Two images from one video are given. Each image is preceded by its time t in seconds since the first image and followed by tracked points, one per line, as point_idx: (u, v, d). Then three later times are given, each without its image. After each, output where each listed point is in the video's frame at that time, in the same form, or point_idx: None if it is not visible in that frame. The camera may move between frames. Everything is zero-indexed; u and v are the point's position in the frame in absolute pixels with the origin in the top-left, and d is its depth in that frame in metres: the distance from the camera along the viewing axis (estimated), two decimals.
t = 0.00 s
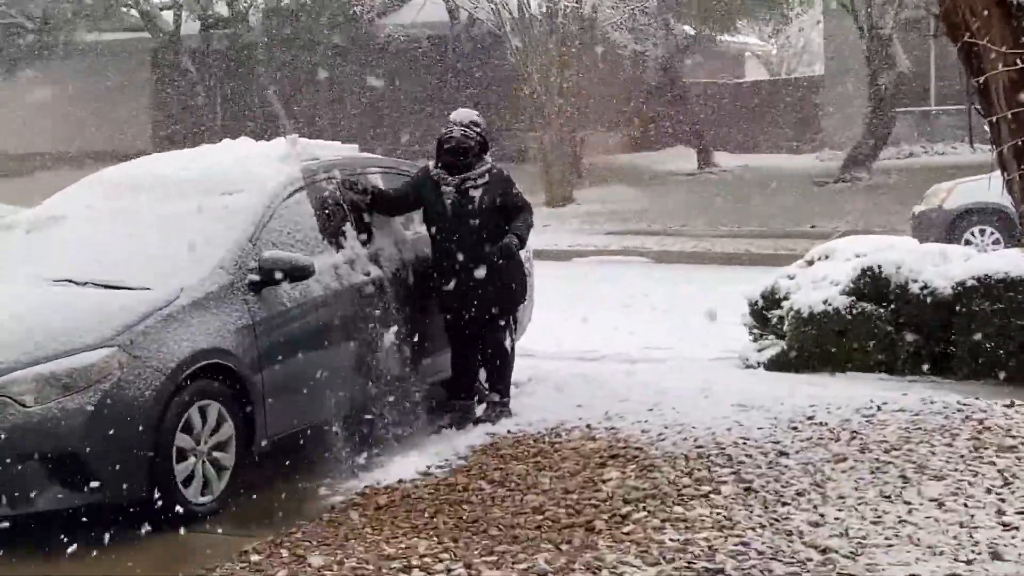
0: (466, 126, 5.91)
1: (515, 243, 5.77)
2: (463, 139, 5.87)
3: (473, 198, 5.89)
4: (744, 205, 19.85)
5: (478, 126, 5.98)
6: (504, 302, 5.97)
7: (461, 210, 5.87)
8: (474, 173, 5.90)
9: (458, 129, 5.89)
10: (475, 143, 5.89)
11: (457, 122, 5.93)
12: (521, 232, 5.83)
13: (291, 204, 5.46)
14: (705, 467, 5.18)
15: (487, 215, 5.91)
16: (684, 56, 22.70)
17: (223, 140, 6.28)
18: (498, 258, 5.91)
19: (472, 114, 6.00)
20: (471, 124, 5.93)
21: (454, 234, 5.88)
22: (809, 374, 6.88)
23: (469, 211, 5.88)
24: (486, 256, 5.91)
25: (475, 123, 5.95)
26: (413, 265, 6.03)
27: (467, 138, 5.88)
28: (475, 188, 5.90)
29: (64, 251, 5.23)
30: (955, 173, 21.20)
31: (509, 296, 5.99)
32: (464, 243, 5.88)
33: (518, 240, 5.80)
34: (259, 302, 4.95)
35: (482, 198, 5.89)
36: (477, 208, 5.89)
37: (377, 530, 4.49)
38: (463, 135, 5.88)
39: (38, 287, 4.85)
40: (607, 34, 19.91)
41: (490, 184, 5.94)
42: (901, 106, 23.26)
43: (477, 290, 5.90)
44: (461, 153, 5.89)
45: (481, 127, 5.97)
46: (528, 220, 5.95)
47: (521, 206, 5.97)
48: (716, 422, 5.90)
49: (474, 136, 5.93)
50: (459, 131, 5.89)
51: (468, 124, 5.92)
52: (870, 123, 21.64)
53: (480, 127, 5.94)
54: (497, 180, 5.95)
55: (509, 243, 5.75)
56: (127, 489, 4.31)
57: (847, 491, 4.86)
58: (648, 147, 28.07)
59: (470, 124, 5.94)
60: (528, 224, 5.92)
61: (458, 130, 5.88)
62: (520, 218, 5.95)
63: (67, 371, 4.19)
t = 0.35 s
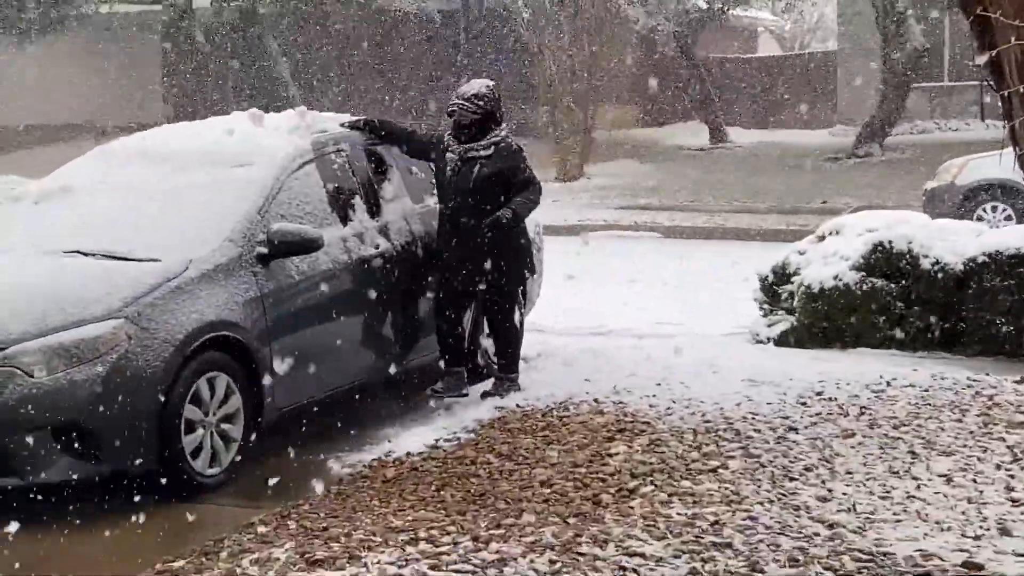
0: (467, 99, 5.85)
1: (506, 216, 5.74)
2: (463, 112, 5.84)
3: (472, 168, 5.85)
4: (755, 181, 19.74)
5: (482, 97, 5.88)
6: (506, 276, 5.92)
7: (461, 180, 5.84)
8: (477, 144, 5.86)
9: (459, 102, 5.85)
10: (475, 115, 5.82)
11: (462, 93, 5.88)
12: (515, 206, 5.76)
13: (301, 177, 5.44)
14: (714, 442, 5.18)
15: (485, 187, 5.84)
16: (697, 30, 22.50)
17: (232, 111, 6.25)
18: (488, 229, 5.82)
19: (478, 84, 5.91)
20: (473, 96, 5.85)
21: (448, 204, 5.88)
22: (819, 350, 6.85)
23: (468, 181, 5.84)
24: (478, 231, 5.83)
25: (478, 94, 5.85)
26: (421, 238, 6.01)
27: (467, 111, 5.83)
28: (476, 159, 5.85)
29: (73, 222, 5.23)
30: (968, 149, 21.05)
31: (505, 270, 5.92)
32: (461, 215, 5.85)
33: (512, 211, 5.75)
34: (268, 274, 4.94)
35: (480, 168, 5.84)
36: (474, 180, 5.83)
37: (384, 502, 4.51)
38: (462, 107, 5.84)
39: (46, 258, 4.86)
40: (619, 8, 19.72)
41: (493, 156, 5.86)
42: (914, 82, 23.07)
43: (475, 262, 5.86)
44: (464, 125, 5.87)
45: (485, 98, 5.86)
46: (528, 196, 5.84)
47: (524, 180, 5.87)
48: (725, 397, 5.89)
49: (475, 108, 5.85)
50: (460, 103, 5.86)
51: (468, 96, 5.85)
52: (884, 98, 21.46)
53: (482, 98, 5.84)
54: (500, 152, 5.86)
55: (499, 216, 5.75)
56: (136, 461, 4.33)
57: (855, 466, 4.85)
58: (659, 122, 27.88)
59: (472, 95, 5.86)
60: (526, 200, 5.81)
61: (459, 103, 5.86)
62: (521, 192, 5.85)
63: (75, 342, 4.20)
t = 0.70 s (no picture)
0: (467, 87, 5.66)
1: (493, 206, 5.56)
2: (461, 99, 5.65)
3: (462, 156, 5.63)
4: (764, 167, 19.68)
5: (483, 88, 5.68)
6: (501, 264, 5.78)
7: (450, 167, 5.63)
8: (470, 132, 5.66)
9: (458, 89, 5.66)
10: (473, 104, 5.62)
11: (463, 81, 5.68)
12: (503, 196, 5.58)
13: (313, 158, 5.43)
14: (726, 426, 5.17)
15: (475, 175, 5.63)
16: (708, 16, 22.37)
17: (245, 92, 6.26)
18: (474, 218, 5.61)
19: (481, 73, 5.72)
20: (473, 84, 5.65)
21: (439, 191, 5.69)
22: (832, 336, 6.84)
23: (456, 169, 5.62)
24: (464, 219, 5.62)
25: (479, 83, 5.66)
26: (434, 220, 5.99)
27: (466, 99, 5.64)
28: (468, 146, 5.64)
29: (84, 201, 5.24)
30: (980, 137, 20.92)
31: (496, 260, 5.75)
32: (453, 203, 5.64)
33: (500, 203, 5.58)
34: (281, 256, 4.95)
35: (471, 157, 5.62)
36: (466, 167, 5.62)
37: (395, 484, 4.51)
38: (461, 95, 5.65)
39: (57, 237, 4.87)
40: None
41: (486, 146, 5.65)
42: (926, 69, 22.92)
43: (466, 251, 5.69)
44: (460, 112, 5.67)
45: (486, 88, 5.66)
46: (519, 186, 5.67)
47: (516, 170, 5.69)
48: (736, 380, 5.90)
49: (475, 97, 5.65)
50: (459, 91, 5.66)
51: (469, 85, 5.65)
52: (895, 85, 21.32)
53: (482, 88, 5.64)
54: (494, 142, 5.64)
55: (487, 206, 5.56)
56: (149, 440, 4.34)
57: (867, 450, 4.84)
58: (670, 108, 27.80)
59: (473, 84, 5.67)
60: (516, 190, 5.64)
61: (459, 91, 5.66)
62: (513, 181, 5.69)
63: (89, 322, 4.21)
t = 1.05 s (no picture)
0: (453, 90, 5.54)
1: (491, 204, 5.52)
2: (447, 102, 5.54)
3: (453, 158, 5.56)
4: (774, 170, 19.66)
5: (467, 89, 5.58)
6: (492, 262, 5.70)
7: (439, 172, 5.56)
8: (458, 135, 5.59)
9: (443, 92, 5.54)
10: (460, 108, 5.53)
11: (443, 84, 5.55)
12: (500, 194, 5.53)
13: (322, 157, 5.45)
14: (733, 427, 5.17)
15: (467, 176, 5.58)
16: (717, 20, 22.35)
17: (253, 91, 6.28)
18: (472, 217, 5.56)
19: (462, 73, 5.60)
20: (458, 87, 5.54)
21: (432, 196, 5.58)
22: (838, 340, 6.84)
23: (446, 172, 5.56)
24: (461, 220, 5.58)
25: (463, 85, 5.56)
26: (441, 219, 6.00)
27: (452, 103, 5.54)
28: (457, 149, 5.57)
29: (93, 198, 5.26)
30: (987, 143, 20.90)
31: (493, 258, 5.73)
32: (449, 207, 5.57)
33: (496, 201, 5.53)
34: (290, 254, 4.96)
35: (463, 161, 5.56)
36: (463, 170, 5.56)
37: (402, 482, 4.52)
38: (447, 98, 5.53)
39: (67, 233, 4.89)
40: None
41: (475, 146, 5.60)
42: (933, 74, 22.87)
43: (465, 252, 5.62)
44: (445, 116, 5.57)
45: (470, 89, 5.57)
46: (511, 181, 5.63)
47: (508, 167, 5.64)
48: (742, 382, 5.90)
49: (460, 100, 5.55)
50: (444, 94, 5.54)
51: (452, 89, 5.53)
52: (902, 90, 21.29)
53: (468, 90, 5.55)
54: (481, 142, 5.59)
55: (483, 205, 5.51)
56: (156, 437, 4.35)
57: (874, 453, 4.84)
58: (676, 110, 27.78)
59: (457, 87, 5.55)
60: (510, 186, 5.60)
61: (443, 95, 5.54)
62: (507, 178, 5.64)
63: (99, 318, 4.23)
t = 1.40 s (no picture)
0: (454, 111, 5.30)
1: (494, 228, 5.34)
2: (449, 124, 5.31)
3: (460, 181, 5.36)
4: (784, 185, 19.63)
5: (470, 109, 5.33)
6: (496, 284, 5.48)
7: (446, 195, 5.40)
8: (463, 156, 5.35)
9: (444, 114, 5.31)
10: (463, 130, 5.28)
11: (444, 106, 5.33)
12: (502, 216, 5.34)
13: (331, 170, 5.45)
14: (743, 445, 5.14)
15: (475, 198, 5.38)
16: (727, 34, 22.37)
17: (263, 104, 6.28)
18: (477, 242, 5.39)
19: (464, 93, 5.35)
20: (459, 108, 5.30)
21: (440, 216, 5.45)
22: (847, 356, 6.80)
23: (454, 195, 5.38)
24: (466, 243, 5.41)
25: (465, 106, 5.31)
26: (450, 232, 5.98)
27: (454, 125, 5.30)
28: (464, 172, 5.35)
29: (103, 209, 5.27)
30: (997, 159, 20.83)
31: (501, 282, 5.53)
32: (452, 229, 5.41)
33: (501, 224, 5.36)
34: (298, 267, 4.96)
35: (469, 183, 5.36)
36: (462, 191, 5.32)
37: (409, 497, 4.49)
38: (449, 120, 5.30)
39: (76, 244, 4.90)
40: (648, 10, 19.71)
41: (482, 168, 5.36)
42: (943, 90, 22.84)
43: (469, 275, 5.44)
44: (449, 138, 5.33)
45: (473, 109, 5.31)
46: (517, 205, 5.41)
47: (515, 188, 5.41)
48: (752, 399, 5.86)
49: (462, 121, 5.31)
50: (445, 117, 5.31)
51: (453, 110, 5.30)
52: (912, 106, 21.26)
53: (470, 111, 5.30)
54: (489, 163, 5.34)
55: (488, 230, 5.33)
56: (163, 450, 4.34)
57: (884, 473, 4.80)
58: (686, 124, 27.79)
59: (459, 107, 5.31)
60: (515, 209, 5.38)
61: (444, 117, 5.32)
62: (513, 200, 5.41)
63: (108, 331, 4.23)
